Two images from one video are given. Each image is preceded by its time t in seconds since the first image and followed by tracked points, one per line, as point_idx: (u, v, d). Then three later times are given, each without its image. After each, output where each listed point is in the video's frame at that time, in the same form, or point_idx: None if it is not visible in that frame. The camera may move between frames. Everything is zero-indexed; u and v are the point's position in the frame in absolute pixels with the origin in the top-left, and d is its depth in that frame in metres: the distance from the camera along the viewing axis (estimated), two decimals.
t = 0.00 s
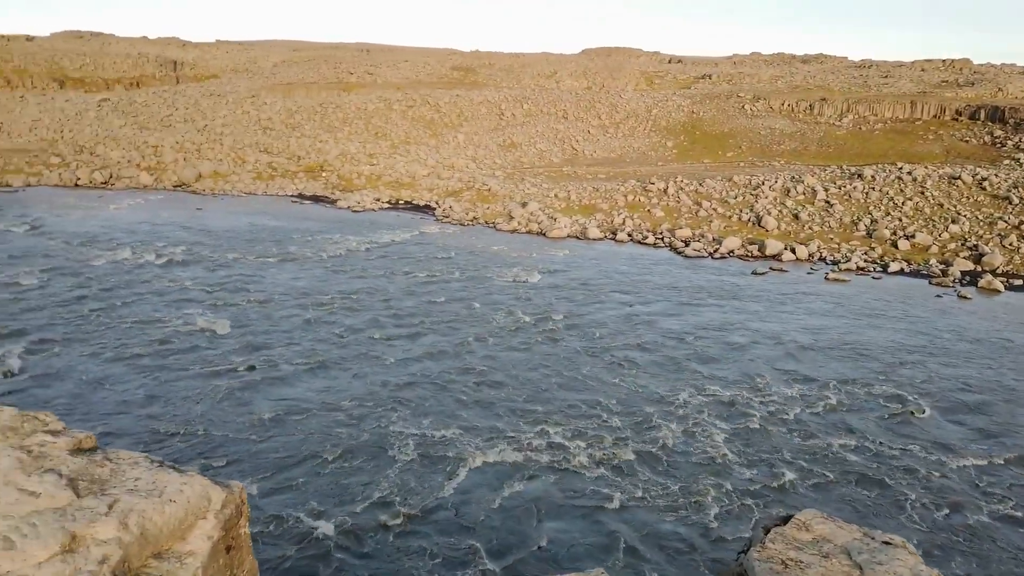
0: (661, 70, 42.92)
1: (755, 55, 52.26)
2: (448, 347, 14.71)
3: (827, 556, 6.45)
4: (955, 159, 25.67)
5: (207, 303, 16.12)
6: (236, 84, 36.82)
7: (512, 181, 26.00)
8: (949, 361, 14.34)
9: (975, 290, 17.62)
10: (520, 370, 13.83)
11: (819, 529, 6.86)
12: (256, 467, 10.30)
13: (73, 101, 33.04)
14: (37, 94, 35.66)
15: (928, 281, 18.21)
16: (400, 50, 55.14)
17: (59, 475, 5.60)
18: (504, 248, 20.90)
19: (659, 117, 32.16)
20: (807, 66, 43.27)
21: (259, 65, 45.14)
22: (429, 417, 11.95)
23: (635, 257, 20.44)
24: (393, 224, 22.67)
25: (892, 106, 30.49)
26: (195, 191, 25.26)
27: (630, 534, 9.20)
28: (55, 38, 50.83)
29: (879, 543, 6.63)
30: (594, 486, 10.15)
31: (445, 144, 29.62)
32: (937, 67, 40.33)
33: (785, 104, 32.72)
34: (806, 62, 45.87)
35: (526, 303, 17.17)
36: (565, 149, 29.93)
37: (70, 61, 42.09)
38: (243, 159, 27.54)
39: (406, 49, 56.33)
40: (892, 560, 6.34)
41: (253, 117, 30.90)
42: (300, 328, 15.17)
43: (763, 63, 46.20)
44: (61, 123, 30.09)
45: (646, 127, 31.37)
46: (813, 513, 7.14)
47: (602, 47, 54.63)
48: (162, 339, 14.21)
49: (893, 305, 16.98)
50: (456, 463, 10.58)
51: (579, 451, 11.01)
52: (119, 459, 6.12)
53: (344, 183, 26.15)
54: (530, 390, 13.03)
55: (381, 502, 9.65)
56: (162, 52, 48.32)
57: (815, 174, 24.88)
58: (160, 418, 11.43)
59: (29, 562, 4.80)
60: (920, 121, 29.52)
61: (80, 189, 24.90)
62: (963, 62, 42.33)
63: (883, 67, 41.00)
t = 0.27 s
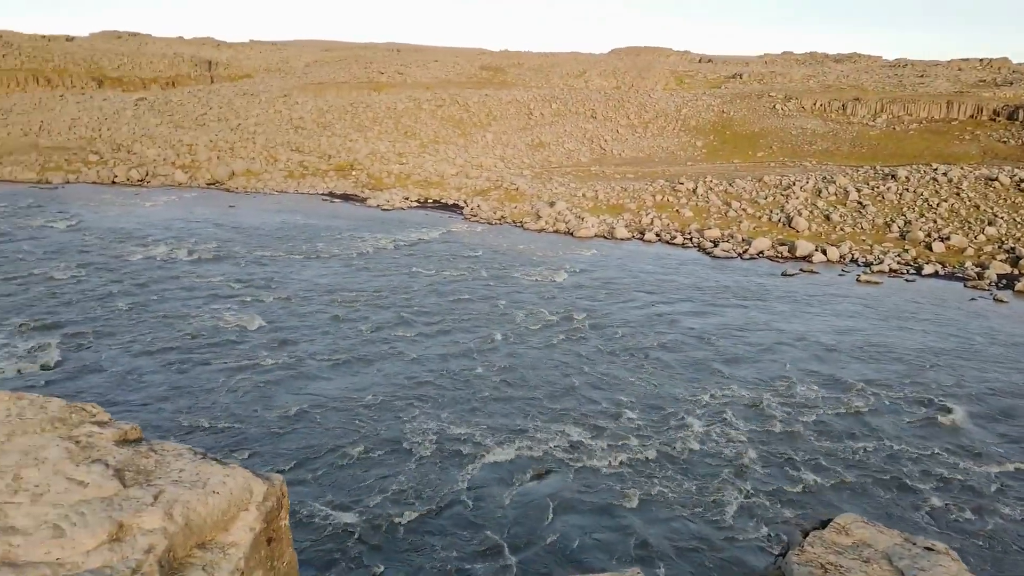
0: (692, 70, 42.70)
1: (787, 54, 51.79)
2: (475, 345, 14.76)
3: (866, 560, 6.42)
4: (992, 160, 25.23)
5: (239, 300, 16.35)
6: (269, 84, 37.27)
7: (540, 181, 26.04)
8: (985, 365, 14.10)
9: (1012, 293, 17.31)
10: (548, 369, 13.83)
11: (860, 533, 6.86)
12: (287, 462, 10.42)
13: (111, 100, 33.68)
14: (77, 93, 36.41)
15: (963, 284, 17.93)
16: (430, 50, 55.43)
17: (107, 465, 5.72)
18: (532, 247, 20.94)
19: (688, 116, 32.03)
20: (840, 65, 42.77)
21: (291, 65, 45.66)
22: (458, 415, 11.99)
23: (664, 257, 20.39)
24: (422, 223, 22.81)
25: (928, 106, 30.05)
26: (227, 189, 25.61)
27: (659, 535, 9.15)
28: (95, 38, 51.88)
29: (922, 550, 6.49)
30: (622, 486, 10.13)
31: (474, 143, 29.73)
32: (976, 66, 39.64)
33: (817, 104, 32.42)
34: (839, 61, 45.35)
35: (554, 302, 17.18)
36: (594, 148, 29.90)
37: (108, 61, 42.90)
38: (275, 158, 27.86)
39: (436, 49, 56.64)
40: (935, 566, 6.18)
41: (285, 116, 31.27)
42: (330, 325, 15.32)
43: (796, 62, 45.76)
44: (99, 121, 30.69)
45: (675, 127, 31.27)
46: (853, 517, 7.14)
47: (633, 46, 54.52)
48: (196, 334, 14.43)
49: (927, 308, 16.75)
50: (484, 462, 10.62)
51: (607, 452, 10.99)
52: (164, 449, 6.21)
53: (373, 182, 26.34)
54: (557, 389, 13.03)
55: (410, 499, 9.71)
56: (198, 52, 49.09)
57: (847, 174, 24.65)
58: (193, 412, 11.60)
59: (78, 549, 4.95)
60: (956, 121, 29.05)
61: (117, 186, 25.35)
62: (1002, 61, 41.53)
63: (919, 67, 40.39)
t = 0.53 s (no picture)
0: (723, 68, 42.36)
1: (820, 53, 51.20)
2: (505, 344, 14.76)
3: (910, 565, 6.32)
4: None
5: (271, 296, 16.51)
6: (301, 83, 37.67)
7: (569, 180, 26.01)
8: None
9: None
10: (578, 368, 13.78)
11: (902, 538, 6.78)
12: (319, 458, 10.46)
13: (146, 99, 34.26)
14: (114, 92, 37.11)
15: (1001, 286, 17.57)
16: (460, 49, 55.62)
17: (150, 456, 5.41)
18: (561, 246, 20.91)
19: (719, 115, 31.80)
20: (875, 63, 42.16)
21: (322, 65, 46.11)
22: (488, 413, 11.98)
23: (693, 256, 20.26)
24: (451, 221, 22.88)
25: (966, 105, 29.49)
26: (259, 187, 25.92)
27: (689, 536, 9.08)
28: (132, 38, 52.83)
29: (967, 555, 6.37)
30: (651, 487, 10.08)
31: (503, 142, 29.77)
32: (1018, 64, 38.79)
33: (851, 102, 32.01)
34: (874, 59, 44.70)
35: (583, 302, 17.13)
36: (623, 147, 29.80)
37: (144, 61, 43.67)
38: (306, 156, 28.14)
39: (466, 48, 56.87)
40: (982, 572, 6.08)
41: (317, 116, 31.57)
42: (360, 322, 15.41)
43: (830, 61, 45.18)
44: (135, 120, 31.23)
45: (706, 126, 31.08)
46: (895, 522, 7.06)
47: (664, 45, 54.26)
48: (229, 331, 14.58)
49: (965, 310, 16.45)
50: (515, 462, 10.58)
51: (639, 453, 10.90)
52: (204, 443, 5.91)
53: (402, 181, 26.49)
54: (588, 389, 12.98)
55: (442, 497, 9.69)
56: (231, 52, 49.79)
57: (882, 174, 24.31)
58: (227, 407, 11.70)
59: (123, 540, 4.66)
60: (995, 120, 28.47)
61: (152, 184, 25.76)
62: None
63: (957, 64, 39.65)
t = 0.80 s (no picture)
0: (753, 66, 41.92)
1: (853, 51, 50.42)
2: (532, 343, 14.77)
3: (947, 573, 6.21)
4: None
5: (299, 294, 16.69)
6: (330, 83, 38.01)
7: (596, 180, 25.95)
8: None
9: None
10: (605, 369, 13.74)
11: (939, 546, 6.67)
12: (348, 454, 10.55)
13: (179, 99, 34.83)
14: (148, 92, 37.75)
15: None
16: (487, 48, 55.67)
17: (186, 452, 5.48)
18: (588, 246, 20.85)
19: (748, 114, 31.50)
20: (910, 61, 41.39)
21: (352, 65, 46.51)
22: (515, 412, 11.98)
23: (721, 257, 20.08)
24: (477, 221, 22.94)
25: (1004, 103, 28.85)
26: (289, 186, 26.20)
27: (716, 538, 9.01)
28: (166, 39, 53.72)
29: (1005, 564, 6.25)
30: (677, 488, 10.02)
31: (530, 142, 29.77)
32: None
33: (884, 101, 31.50)
34: (909, 57, 43.91)
35: (609, 302, 17.08)
36: (650, 147, 29.64)
37: (178, 62, 44.40)
38: (334, 156, 28.37)
39: (494, 48, 56.90)
40: None
41: (345, 116, 31.85)
42: (388, 321, 15.51)
43: (863, 59, 44.50)
44: (168, 120, 31.77)
45: (735, 125, 30.80)
46: (932, 530, 6.97)
47: (693, 44, 53.87)
48: (258, 328, 14.77)
49: (1002, 312, 16.09)
50: (542, 461, 10.58)
51: (667, 454, 10.83)
52: (238, 440, 5.98)
53: (430, 181, 26.61)
54: (615, 389, 12.94)
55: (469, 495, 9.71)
56: (263, 52, 50.43)
57: (916, 174, 23.91)
58: (257, 403, 11.85)
59: (160, 535, 4.73)
60: None
61: (184, 183, 26.17)
62: None
63: (996, 62, 38.82)
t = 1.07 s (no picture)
0: (791, 67, 41.24)
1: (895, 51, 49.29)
2: (564, 345, 14.72)
3: None
4: None
5: (334, 294, 16.88)
6: (366, 86, 38.41)
7: (630, 181, 25.77)
8: None
9: None
10: (638, 371, 13.63)
11: (983, 559, 6.50)
12: (382, 453, 10.61)
13: (219, 101, 35.50)
14: (190, 95, 38.58)
15: None
16: (521, 50, 55.68)
17: (222, 450, 5.55)
18: (621, 247, 20.72)
19: (786, 115, 31.00)
20: (955, 61, 40.31)
21: (387, 67, 46.93)
22: (547, 414, 11.95)
23: (757, 260, 19.78)
24: (511, 222, 22.96)
25: None
26: (325, 187, 26.54)
27: (748, 544, 8.88)
28: (208, 43, 54.83)
29: None
30: (708, 492, 9.90)
31: (564, 143, 29.69)
32: None
33: (928, 101, 30.74)
34: (955, 56, 42.76)
35: (643, 304, 16.94)
36: (686, 148, 29.34)
37: (218, 65, 45.28)
38: (370, 157, 28.66)
39: (528, 50, 56.93)
40: None
41: (381, 117, 32.14)
42: (421, 321, 15.60)
43: (906, 59, 43.46)
44: (209, 122, 32.40)
45: (773, 126, 30.33)
46: (976, 543, 6.79)
47: (729, 45, 53.22)
48: (294, 326, 14.96)
49: None
50: (575, 463, 10.51)
51: (702, 459, 10.69)
52: (273, 438, 6.03)
53: (463, 182, 26.71)
54: (649, 392, 12.81)
55: (501, 496, 9.69)
56: (301, 55, 51.16)
57: (960, 176, 23.28)
58: (292, 400, 11.99)
59: (196, 530, 4.80)
60: None
61: (223, 184, 26.66)
62: None
63: None
